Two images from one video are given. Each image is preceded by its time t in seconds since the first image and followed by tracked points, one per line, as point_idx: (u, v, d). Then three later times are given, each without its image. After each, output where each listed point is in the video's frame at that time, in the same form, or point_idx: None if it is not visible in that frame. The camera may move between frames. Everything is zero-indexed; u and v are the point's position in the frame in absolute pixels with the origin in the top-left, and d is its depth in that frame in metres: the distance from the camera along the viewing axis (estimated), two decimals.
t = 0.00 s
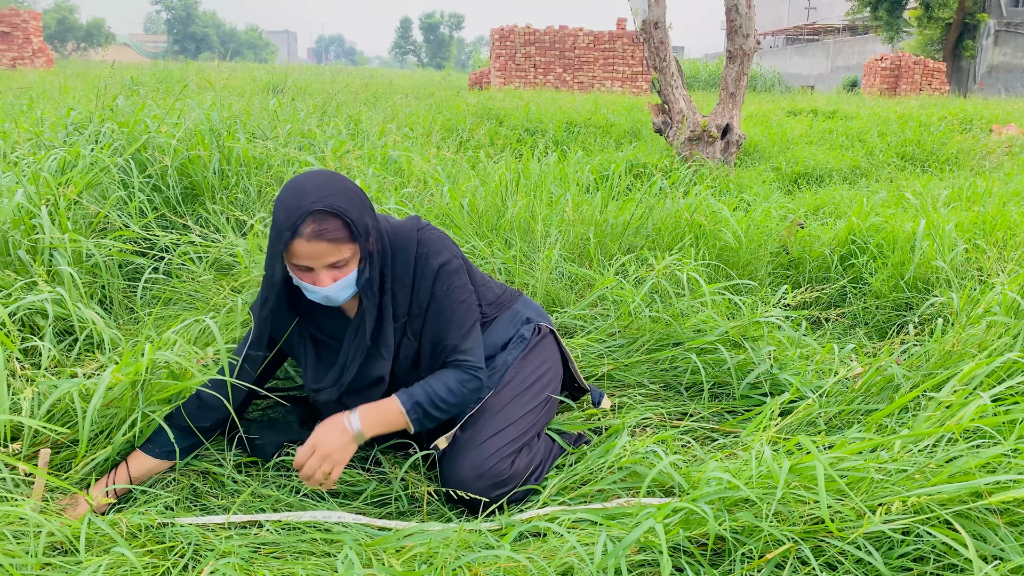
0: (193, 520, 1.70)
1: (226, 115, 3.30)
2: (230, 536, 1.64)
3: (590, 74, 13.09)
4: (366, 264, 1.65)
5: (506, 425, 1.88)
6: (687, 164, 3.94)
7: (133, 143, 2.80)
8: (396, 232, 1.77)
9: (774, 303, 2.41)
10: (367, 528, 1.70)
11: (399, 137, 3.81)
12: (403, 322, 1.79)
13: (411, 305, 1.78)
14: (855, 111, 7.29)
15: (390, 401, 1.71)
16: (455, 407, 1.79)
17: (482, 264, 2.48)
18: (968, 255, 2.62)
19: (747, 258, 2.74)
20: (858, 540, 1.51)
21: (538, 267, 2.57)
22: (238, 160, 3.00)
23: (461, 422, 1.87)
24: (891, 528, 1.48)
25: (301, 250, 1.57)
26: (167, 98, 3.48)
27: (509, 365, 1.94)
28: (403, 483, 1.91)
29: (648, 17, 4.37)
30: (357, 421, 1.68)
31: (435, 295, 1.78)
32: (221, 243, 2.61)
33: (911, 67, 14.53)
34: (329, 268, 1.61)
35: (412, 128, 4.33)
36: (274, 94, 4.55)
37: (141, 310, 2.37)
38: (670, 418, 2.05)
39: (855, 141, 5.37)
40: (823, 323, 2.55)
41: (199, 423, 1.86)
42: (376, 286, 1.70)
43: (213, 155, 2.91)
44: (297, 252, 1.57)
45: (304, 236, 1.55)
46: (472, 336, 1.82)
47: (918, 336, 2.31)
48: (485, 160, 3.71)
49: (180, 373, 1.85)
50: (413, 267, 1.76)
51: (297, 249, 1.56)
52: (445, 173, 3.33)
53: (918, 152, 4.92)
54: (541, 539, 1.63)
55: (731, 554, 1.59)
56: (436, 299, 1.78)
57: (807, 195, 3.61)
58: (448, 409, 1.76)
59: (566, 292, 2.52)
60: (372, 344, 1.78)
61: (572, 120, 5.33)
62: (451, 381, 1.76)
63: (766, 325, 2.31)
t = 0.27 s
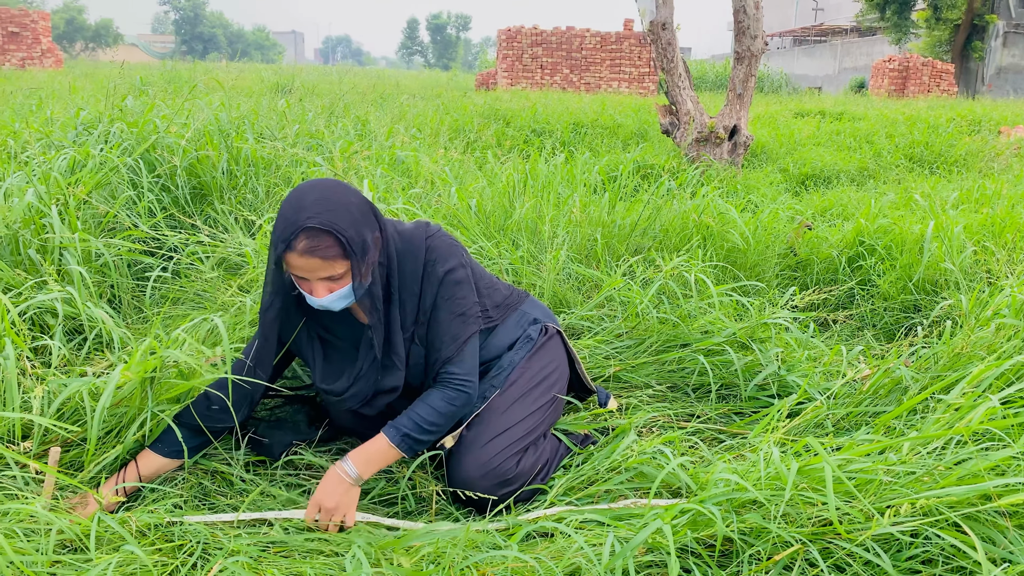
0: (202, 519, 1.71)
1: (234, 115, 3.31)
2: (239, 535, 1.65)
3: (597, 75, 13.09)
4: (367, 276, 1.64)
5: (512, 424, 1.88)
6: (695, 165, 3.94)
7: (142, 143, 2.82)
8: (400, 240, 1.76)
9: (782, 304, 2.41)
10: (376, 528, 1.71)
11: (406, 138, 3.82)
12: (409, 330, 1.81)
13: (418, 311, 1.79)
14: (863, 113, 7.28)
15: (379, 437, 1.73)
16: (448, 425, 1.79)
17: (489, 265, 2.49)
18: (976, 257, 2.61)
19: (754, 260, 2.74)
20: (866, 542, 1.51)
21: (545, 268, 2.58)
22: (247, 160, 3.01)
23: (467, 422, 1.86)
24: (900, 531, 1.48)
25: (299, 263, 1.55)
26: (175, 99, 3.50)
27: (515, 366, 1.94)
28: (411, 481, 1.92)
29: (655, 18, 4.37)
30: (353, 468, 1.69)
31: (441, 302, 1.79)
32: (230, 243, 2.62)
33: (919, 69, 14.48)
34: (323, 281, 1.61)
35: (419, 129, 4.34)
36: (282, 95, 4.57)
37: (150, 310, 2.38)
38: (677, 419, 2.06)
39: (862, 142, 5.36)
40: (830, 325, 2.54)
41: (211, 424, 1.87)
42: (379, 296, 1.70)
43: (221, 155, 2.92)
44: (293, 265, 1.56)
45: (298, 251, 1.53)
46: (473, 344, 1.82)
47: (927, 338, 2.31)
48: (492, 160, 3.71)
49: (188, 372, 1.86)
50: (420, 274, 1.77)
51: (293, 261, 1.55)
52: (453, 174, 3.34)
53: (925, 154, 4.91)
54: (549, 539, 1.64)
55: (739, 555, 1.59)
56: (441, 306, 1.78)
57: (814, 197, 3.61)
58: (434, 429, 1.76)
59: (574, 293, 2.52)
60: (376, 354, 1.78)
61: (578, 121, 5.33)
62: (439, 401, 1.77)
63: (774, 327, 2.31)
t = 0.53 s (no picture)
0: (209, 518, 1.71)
1: (242, 116, 3.33)
2: (247, 535, 1.65)
3: (603, 75, 13.08)
4: (356, 278, 1.64)
5: (519, 428, 1.88)
6: (702, 166, 3.94)
7: (151, 143, 2.83)
8: (405, 244, 1.76)
9: (789, 306, 2.41)
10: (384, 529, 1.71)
11: (413, 138, 3.83)
12: (414, 333, 1.79)
13: (424, 315, 1.78)
14: (870, 114, 7.26)
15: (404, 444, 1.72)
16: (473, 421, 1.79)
17: (497, 266, 2.50)
18: (985, 259, 2.60)
19: (762, 261, 2.74)
20: (875, 544, 1.51)
21: (552, 268, 2.58)
22: (255, 161, 3.02)
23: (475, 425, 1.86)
24: (908, 533, 1.47)
25: (283, 257, 1.58)
26: (184, 99, 3.51)
27: (521, 368, 1.94)
28: (418, 482, 1.93)
29: (663, 19, 4.37)
30: (384, 477, 1.69)
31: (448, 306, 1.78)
32: (238, 243, 2.63)
33: (927, 70, 14.42)
34: (303, 275, 1.62)
35: (427, 129, 4.35)
36: (290, 95, 4.59)
37: (158, 309, 2.39)
38: (684, 420, 2.06)
39: (870, 143, 5.34)
40: (838, 326, 2.54)
41: (218, 421, 1.87)
42: (371, 298, 1.70)
43: (230, 156, 2.93)
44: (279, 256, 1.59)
45: (282, 242, 1.56)
46: (482, 347, 1.81)
47: (935, 340, 2.30)
48: (500, 161, 3.72)
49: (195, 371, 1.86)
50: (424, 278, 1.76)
51: (278, 251, 1.58)
52: (460, 174, 3.34)
53: (934, 155, 4.89)
54: (556, 540, 1.64)
55: (746, 557, 1.59)
56: (447, 310, 1.78)
57: (822, 198, 3.60)
58: (461, 429, 1.76)
59: (581, 294, 2.52)
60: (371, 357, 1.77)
61: (585, 121, 5.33)
62: (458, 400, 1.77)
63: (782, 329, 2.31)
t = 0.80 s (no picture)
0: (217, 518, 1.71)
1: (250, 116, 3.34)
2: (254, 535, 1.65)
3: (610, 75, 13.07)
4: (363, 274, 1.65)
5: (526, 430, 1.88)
6: (708, 167, 3.93)
7: (159, 143, 2.84)
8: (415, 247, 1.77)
9: (796, 307, 2.40)
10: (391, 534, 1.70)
11: (420, 138, 3.83)
12: (416, 337, 1.78)
13: (426, 320, 1.78)
14: (878, 115, 7.24)
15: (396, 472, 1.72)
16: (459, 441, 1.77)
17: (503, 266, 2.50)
18: (993, 260, 2.59)
19: (768, 262, 2.74)
20: (882, 546, 1.50)
21: (558, 269, 2.58)
22: (262, 161, 3.03)
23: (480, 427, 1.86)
24: (916, 535, 1.47)
25: (294, 245, 1.61)
26: (192, 100, 3.53)
27: (527, 371, 1.94)
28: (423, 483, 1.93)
29: (669, 19, 4.37)
30: (387, 503, 1.70)
31: (447, 312, 1.79)
32: (245, 243, 2.64)
33: (935, 70, 14.36)
34: (312, 266, 1.64)
35: (433, 130, 4.36)
36: (296, 96, 4.60)
37: (166, 309, 2.40)
38: (690, 421, 2.06)
39: (876, 144, 5.33)
40: (844, 327, 2.53)
41: (222, 417, 1.87)
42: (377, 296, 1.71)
43: (237, 156, 2.94)
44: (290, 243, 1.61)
45: (296, 229, 1.59)
46: (472, 358, 1.81)
47: (943, 341, 2.29)
48: (506, 162, 3.72)
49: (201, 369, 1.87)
50: (428, 281, 1.76)
51: (290, 238, 1.61)
52: (466, 175, 3.35)
53: (941, 156, 4.87)
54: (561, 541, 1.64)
55: (753, 558, 1.58)
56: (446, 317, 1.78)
57: (828, 199, 3.59)
58: (445, 447, 1.74)
59: (587, 295, 2.53)
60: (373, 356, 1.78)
61: (591, 122, 5.33)
62: (446, 416, 1.76)
63: (789, 330, 2.31)
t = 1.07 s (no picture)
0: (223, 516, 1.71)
1: (256, 116, 3.35)
2: (260, 534, 1.65)
3: (615, 75, 13.07)
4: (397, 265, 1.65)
5: (535, 428, 1.88)
6: (715, 167, 3.93)
7: (166, 143, 2.85)
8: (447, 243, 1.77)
9: (803, 308, 2.40)
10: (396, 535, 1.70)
11: (426, 138, 3.84)
12: (440, 332, 1.78)
13: (451, 315, 1.78)
14: (885, 116, 7.21)
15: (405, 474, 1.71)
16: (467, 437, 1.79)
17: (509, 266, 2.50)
18: (1001, 261, 2.59)
19: (775, 262, 2.73)
20: (889, 548, 1.50)
21: (564, 269, 2.58)
22: (268, 160, 3.04)
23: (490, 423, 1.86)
24: (924, 537, 1.46)
25: (331, 231, 1.60)
26: (199, 99, 3.54)
27: (540, 368, 1.94)
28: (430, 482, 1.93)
29: (676, 19, 4.37)
30: (394, 506, 1.69)
31: (471, 309, 1.79)
32: (251, 243, 2.65)
33: (942, 70, 14.29)
34: (346, 253, 1.63)
35: (439, 130, 4.36)
36: (303, 96, 4.61)
37: (172, 308, 2.41)
38: (696, 421, 2.05)
39: (883, 144, 5.32)
40: (851, 328, 2.52)
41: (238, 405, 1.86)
42: (407, 288, 1.70)
43: (243, 156, 2.95)
44: (326, 229, 1.61)
45: (333, 215, 1.58)
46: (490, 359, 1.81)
47: (951, 342, 2.29)
48: (512, 162, 3.72)
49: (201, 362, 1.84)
50: (456, 277, 1.76)
51: (327, 224, 1.60)
52: (472, 174, 3.35)
53: (948, 156, 4.86)
54: (568, 541, 1.64)
55: (759, 559, 1.58)
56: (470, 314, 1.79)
57: (835, 199, 3.59)
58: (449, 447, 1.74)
59: (593, 295, 2.52)
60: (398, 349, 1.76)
61: (597, 122, 5.33)
62: (451, 417, 1.77)
63: (795, 330, 2.30)
